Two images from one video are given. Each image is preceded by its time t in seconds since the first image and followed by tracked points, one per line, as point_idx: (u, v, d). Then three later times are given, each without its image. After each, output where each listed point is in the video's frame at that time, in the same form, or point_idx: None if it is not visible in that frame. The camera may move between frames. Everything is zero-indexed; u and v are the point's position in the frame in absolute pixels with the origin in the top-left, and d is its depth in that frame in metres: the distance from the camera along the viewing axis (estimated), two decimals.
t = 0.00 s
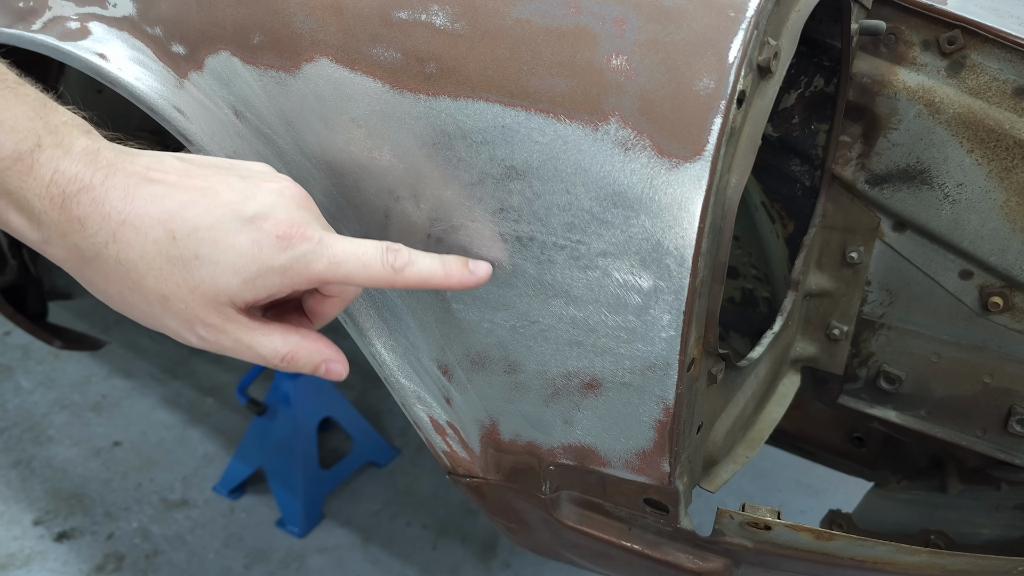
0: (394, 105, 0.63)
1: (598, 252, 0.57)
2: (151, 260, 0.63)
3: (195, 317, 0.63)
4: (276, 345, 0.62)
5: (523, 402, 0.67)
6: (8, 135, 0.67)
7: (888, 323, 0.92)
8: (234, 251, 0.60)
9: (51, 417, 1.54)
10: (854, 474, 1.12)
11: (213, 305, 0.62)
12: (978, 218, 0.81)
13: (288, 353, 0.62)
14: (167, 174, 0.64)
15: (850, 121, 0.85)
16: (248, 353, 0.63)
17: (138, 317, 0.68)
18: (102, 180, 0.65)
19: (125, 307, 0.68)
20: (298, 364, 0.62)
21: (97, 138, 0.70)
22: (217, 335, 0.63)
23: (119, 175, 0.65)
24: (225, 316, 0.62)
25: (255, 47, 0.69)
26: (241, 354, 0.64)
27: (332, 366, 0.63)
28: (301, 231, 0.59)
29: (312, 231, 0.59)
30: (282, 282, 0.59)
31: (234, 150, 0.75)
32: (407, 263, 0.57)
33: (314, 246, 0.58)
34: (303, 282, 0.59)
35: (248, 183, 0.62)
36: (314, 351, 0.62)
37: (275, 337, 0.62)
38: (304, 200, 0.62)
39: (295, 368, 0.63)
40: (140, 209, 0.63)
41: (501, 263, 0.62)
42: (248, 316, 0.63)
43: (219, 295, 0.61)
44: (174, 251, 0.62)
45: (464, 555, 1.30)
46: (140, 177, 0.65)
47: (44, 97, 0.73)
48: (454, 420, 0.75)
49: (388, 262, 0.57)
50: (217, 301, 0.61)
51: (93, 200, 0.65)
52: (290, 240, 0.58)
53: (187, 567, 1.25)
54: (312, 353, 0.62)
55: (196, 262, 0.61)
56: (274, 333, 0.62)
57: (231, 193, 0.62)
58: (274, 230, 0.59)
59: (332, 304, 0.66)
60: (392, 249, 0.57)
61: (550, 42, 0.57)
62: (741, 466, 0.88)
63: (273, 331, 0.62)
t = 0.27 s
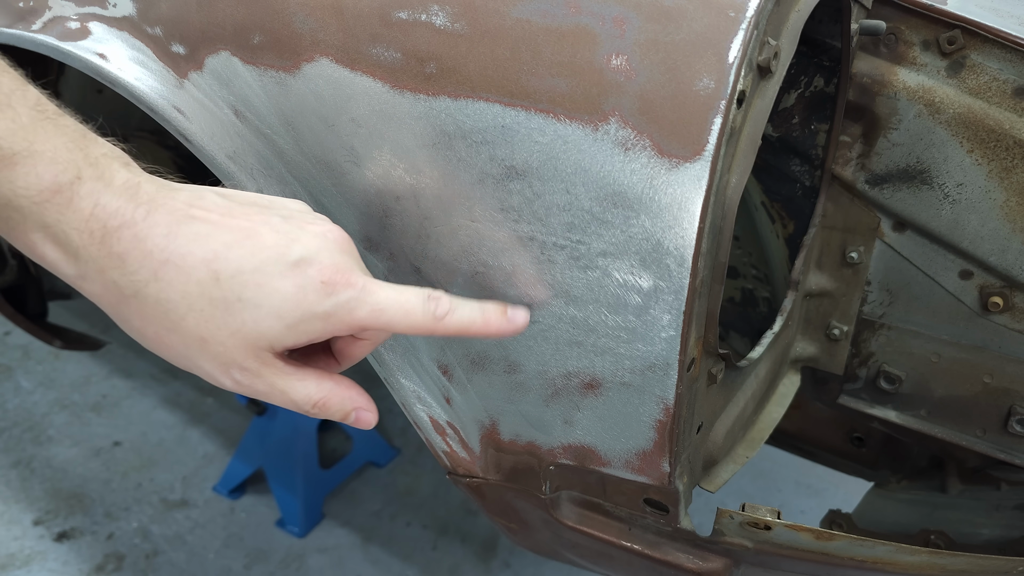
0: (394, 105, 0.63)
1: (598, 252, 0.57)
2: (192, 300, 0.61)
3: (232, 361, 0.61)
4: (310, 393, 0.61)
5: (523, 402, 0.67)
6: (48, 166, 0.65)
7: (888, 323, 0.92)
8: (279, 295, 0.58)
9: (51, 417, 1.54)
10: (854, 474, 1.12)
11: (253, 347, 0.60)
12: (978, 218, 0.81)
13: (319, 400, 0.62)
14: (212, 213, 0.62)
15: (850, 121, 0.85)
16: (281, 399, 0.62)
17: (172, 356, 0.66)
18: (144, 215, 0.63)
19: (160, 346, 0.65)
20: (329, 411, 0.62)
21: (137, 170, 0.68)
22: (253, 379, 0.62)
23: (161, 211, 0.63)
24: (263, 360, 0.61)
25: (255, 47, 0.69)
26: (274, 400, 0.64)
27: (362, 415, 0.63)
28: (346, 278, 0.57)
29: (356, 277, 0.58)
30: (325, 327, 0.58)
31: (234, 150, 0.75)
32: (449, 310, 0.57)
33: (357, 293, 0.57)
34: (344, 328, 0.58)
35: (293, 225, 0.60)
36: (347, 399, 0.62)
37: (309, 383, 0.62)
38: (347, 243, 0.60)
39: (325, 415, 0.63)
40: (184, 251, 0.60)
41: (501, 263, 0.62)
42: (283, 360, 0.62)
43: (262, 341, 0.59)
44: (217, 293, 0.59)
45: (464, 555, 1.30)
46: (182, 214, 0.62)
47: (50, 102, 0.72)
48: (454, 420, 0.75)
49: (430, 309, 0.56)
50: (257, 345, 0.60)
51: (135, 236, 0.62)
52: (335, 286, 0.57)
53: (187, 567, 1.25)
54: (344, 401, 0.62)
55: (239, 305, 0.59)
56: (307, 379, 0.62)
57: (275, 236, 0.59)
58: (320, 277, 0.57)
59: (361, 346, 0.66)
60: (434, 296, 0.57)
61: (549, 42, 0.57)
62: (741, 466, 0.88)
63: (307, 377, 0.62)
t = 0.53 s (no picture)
0: (394, 105, 0.63)
1: (598, 252, 0.57)
2: (201, 307, 0.63)
3: (239, 368, 0.64)
4: (314, 399, 0.64)
5: (523, 402, 0.67)
6: (58, 172, 0.66)
7: (888, 323, 0.92)
8: (287, 303, 0.60)
9: (51, 417, 1.54)
10: (854, 474, 1.12)
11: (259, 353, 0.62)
12: (978, 218, 0.81)
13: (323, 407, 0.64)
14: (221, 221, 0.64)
15: (850, 121, 0.85)
16: (286, 405, 0.65)
17: (179, 363, 0.68)
18: (154, 223, 0.65)
19: (168, 352, 0.68)
20: (332, 418, 0.65)
21: (146, 177, 0.69)
22: (259, 385, 0.65)
23: (170, 219, 0.65)
24: (269, 368, 0.63)
25: (255, 47, 0.69)
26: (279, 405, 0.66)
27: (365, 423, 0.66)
28: (353, 285, 0.60)
29: (363, 284, 0.60)
30: (335, 335, 0.61)
31: (234, 150, 0.75)
32: (454, 310, 0.59)
33: (365, 300, 0.59)
34: (353, 335, 0.60)
35: (301, 235, 0.63)
36: (349, 408, 0.65)
37: (313, 390, 0.64)
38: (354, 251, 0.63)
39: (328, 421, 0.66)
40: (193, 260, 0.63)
41: (501, 264, 0.62)
42: (289, 368, 0.64)
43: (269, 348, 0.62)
44: (227, 301, 0.62)
45: (464, 555, 1.30)
46: (191, 222, 0.65)
47: (53, 104, 0.72)
48: (454, 420, 0.75)
49: (435, 311, 0.59)
50: (265, 352, 0.62)
51: (145, 243, 0.64)
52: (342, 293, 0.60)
53: (187, 567, 1.25)
54: (347, 409, 0.65)
55: (248, 313, 0.62)
56: (312, 386, 0.64)
57: (284, 245, 0.62)
58: (328, 286, 0.60)
59: (365, 350, 0.69)
60: (439, 297, 0.59)
61: (550, 42, 0.57)
62: (741, 466, 0.88)
63: (311, 384, 0.64)
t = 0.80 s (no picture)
0: (394, 105, 0.63)
1: (598, 252, 0.57)
2: (201, 313, 0.63)
3: (239, 375, 0.64)
4: (314, 405, 0.64)
5: (524, 402, 0.67)
6: (56, 179, 0.66)
7: (888, 323, 0.92)
8: (287, 309, 0.61)
9: (51, 417, 1.54)
10: (853, 474, 1.12)
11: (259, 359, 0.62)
12: (978, 218, 0.81)
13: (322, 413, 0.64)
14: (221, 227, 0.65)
15: (850, 121, 0.85)
16: (286, 411, 0.65)
17: (178, 370, 0.68)
18: (152, 229, 0.65)
19: (167, 359, 0.68)
20: (332, 424, 0.65)
21: (144, 183, 0.69)
22: (258, 392, 0.64)
23: (170, 225, 0.65)
24: (269, 374, 0.63)
25: (255, 47, 0.69)
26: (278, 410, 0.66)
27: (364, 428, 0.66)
28: (352, 290, 0.60)
29: (363, 289, 0.60)
30: (335, 341, 0.61)
31: (234, 150, 0.75)
32: (453, 312, 0.59)
33: (365, 305, 0.60)
34: (353, 340, 0.61)
35: (301, 241, 0.63)
36: (349, 415, 0.65)
37: (312, 396, 0.64)
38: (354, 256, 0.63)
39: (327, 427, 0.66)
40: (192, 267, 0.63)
41: (501, 264, 0.62)
42: (288, 374, 0.64)
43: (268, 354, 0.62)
44: (227, 307, 0.62)
45: (464, 555, 1.30)
46: (190, 228, 0.65)
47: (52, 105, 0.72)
48: (454, 420, 0.75)
49: (435, 313, 0.59)
50: (265, 358, 0.62)
51: (144, 250, 0.65)
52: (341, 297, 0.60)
53: (187, 567, 1.25)
54: (346, 415, 0.65)
55: (247, 319, 0.62)
56: (311, 392, 0.64)
57: (283, 251, 0.62)
58: (328, 292, 0.60)
59: (366, 354, 0.68)
60: (439, 300, 0.59)
61: (550, 42, 0.57)
62: (741, 467, 0.88)
63: (310, 390, 0.64)
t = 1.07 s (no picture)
0: (394, 105, 0.63)
1: (598, 252, 0.57)
2: (201, 312, 0.63)
3: (239, 374, 0.64)
4: (313, 403, 0.64)
5: (523, 402, 0.67)
6: (56, 178, 0.66)
7: (888, 323, 0.92)
8: (287, 308, 0.61)
9: (51, 417, 1.54)
10: (853, 474, 1.12)
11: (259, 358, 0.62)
12: (978, 218, 0.81)
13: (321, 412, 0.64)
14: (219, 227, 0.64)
15: (850, 121, 0.85)
16: (286, 409, 0.65)
17: (179, 368, 0.68)
18: (152, 229, 0.65)
19: (168, 358, 0.68)
20: (332, 422, 0.65)
21: (144, 182, 0.69)
22: (259, 391, 0.64)
23: (170, 224, 0.65)
24: (269, 373, 0.63)
25: (255, 47, 0.69)
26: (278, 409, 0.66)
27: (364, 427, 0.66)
28: (352, 288, 0.60)
29: (362, 288, 0.61)
30: (335, 339, 0.61)
31: (234, 150, 0.75)
32: (454, 311, 0.59)
33: (365, 303, 0.60)
34: (354, 338, 0.61)
35: (300, 240, 0.63)
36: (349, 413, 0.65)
37: (312, 394, 0.64)
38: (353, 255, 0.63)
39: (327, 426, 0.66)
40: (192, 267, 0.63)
41: (501, 263, 0.62)
42: (289, 373, 0.64)
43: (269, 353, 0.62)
44: (226, 305, 0.62)
45: (464, 555, 1.30)
46: (189, 228, 0.65)
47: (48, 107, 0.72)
48: (454, 420, 0.75)
49: (435, 312, 0.59)
50: (265, 357, 0.62)
51: (143, 249, 0.65)
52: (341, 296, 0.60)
53: (187, 567, 1.25)
54: (346, 413, 0.65)
55: (248, 318, 0.62)
56: (312, 390, 0.64)
57: (283, 250, 0.62)
58: (328, 290, 0.60)
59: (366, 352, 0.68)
60: (438, 300, 0.59)
61: (550, 42, 0.57)
62: (741, 467, 0.88)
63: (310, 389, 0.64)
